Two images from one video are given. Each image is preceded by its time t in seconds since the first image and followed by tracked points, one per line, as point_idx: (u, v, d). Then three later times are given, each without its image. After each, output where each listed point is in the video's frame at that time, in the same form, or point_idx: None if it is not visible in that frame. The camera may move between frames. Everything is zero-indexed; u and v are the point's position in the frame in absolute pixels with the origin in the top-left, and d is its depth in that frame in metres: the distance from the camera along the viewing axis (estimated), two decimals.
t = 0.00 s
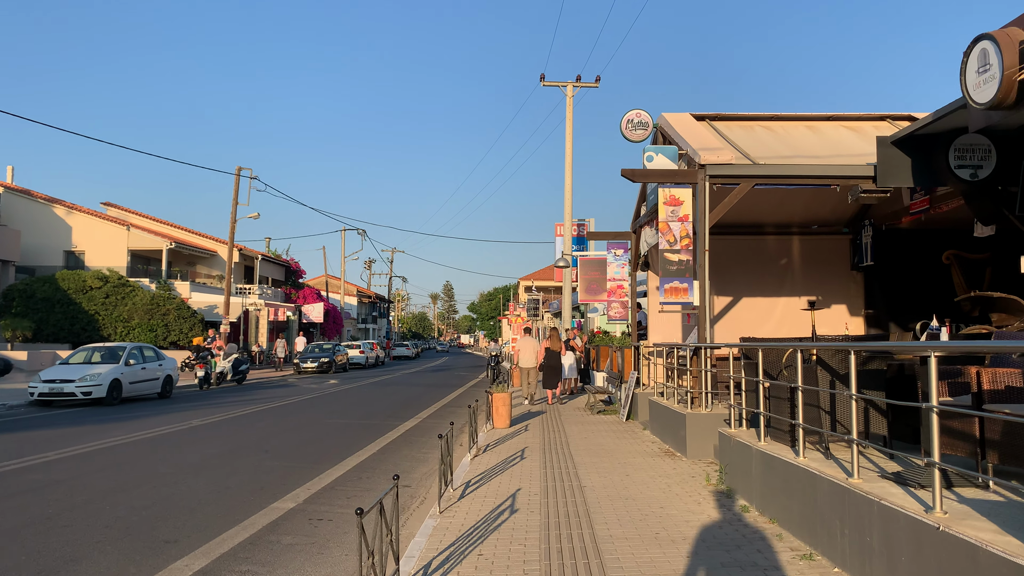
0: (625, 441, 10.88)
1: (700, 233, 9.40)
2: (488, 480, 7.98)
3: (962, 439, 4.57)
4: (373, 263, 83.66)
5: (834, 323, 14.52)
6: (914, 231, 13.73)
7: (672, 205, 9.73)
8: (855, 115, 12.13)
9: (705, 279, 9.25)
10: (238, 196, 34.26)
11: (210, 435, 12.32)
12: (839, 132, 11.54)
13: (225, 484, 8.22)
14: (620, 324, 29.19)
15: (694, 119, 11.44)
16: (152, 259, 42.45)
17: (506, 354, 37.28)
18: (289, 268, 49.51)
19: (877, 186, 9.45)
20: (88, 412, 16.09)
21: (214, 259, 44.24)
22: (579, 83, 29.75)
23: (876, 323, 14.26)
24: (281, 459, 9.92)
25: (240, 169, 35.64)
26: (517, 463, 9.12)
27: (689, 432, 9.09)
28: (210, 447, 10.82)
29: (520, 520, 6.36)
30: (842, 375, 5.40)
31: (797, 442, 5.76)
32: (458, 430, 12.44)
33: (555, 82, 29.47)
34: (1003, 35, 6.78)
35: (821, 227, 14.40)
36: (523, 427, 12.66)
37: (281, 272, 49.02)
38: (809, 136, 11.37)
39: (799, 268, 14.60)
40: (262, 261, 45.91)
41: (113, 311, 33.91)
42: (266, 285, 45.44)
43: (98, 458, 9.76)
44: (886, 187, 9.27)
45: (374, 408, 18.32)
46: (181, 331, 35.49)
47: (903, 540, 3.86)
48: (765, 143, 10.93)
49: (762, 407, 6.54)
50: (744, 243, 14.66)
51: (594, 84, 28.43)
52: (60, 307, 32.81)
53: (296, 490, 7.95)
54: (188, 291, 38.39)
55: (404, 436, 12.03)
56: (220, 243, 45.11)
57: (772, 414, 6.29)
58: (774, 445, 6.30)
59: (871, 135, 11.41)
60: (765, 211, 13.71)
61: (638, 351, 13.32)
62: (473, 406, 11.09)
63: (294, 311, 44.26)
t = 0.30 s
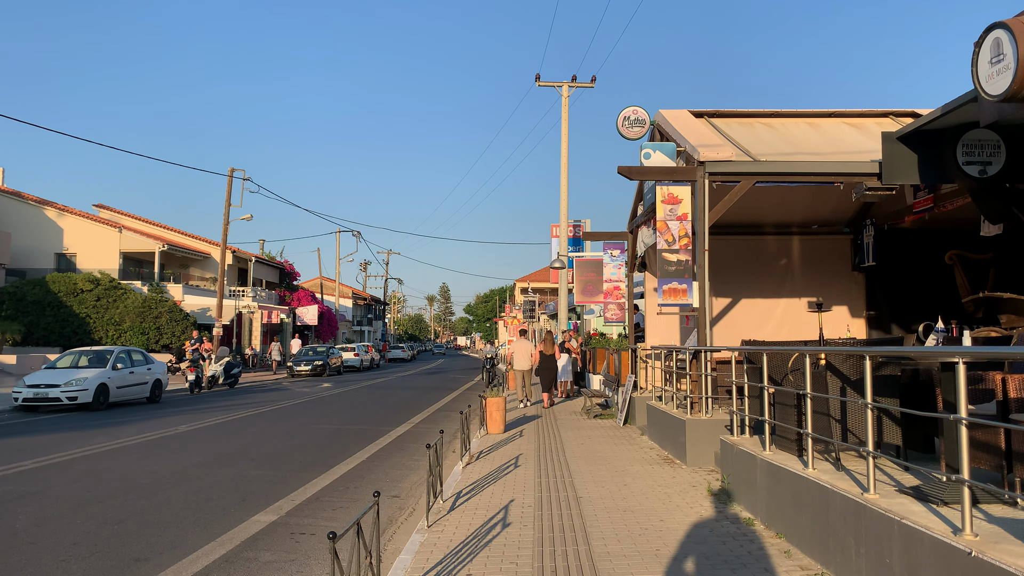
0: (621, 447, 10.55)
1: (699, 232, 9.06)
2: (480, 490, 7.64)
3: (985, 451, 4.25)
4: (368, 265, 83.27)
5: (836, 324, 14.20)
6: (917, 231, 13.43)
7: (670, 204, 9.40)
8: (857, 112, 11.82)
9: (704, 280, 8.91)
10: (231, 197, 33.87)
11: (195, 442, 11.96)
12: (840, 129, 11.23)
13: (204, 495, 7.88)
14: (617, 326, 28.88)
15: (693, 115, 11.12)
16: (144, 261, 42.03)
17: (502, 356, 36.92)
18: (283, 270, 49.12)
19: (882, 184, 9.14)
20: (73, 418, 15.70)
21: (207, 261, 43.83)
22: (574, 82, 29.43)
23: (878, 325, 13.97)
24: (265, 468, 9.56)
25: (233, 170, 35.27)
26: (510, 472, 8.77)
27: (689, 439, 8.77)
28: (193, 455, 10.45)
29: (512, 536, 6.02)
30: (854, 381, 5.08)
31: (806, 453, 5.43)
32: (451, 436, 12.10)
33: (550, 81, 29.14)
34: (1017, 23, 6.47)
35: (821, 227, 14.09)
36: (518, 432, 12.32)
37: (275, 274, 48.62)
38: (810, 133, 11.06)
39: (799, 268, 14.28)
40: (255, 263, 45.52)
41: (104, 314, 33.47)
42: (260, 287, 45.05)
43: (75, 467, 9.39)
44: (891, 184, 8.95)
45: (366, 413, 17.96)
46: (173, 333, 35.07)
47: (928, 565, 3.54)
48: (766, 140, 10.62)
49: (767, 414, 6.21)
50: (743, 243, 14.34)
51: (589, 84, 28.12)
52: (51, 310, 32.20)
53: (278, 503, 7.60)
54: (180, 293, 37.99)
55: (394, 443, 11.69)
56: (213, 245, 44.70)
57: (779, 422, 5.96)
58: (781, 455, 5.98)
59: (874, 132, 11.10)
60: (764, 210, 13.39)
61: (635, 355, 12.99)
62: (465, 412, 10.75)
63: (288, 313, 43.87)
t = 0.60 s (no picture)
0: (619, 446, 10.19)
1: (700, 222, 8.69)
2: (469, 492, 7.27)
3: (1013, 451, 3.87)
4: (365, 263, 82.85)
5: (838, 320, 13.87)
6: (921, 224, 13.09)
7: (670, 193, 9.02)
8: (861, 101, 11.46)
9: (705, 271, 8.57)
10: (224, 193, 33.45)
11: (179, 441, 11.59)
12: (845, 117, 10.87)
13: (179, 497, 7.51)
14: (615, 324, 28.51)
15: (693, 103, 10.75)
16: (137, 259, 41.60)
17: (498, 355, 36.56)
18: (278, 268, 48.77)
19: (890, 173, 8.79)
20: (56, 416, 15.32)
21: (201, 259, 43.41)
22: (571, 77, 29.10)
23: (882, 321, 13.63)
24: (247, 468, 9.19)
25: (225, 166, 34.86)
26: (502, 473, 8.41)
27: (689, 438, 8.41)
28: (174, 454, 10.08)
29: (501, 541, 5.66)
30: (868, 376, 4.72)
31: (816, 452, 5.06)
32: (443, 436, 11.73)
33: (547, 76, 28.78)
34: None
35: (823, 221, 13.74)
36: (512, 431, 11.96)
37: (269, 272, 48.26)
38: (813, 122, 10.70)
39: (801, 263, 13.92)
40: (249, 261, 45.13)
41: (94, 311, 33.04)
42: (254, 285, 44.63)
43: (49, 467, 9.01)
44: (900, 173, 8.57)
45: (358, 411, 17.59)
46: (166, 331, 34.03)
47: None
48: (768, 129, 10.25)
49: (773, 411, 5.85)
50: (743, 237, 13.97)
51: (586, 78, 27.77)
52: (40, 307, 32.35)
53: (257, 505, 7.22)
54: (173, 291, 37.68)
55: (384, 442, 11.32)
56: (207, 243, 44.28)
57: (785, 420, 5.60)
58: (787, 454, 5.60)
59: (880, 121, 10.74)
60: (765, 203, 13.03)
61: (632, 351, 12.64)
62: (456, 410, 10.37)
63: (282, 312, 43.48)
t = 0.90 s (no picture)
0: (614, 451, 9.82)
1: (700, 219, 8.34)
2: (456, 502, 6.90)
3: None
4: (361, 259, 82.37)
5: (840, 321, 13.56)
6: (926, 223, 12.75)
7: (669, 188, 8.65)
8: (867, 95, 11.10)
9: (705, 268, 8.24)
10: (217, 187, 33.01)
11: (160, 442, 11.22)
12: (850, 112, 10.50)
13: (152, 506, 7.15)
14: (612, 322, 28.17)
15: (693, 96, 10.37)
16: (129, 253, 41.16)
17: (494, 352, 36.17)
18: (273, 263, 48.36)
19: (898, 169, 8.43)
20: (38, 415, 14.94)
21: (194, 253, 42.98)
22: (569, 72, 28.71)
23: (885, 322, 13.30)
24: (227, 472, 8.82)
25: (218, 160, 34.41)
26: (492, 480, 8.05)
27: (687, 444, 8.07)
28: (153, 456, 9.71)
29: (487, 558, 5.30)
30: (885, 387, 4.43)
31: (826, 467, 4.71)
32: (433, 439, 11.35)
33: (545, 70, 28.38)
34: None
35: (826, 218, 13.40)
36: (505, 433, 11.61)
37: (264, 267, 47.84)
38: (818, 116, 10.33)
39: (803, 262, 13.56)
40: (243, 256, 44.71)
41: (85, 306, 32.55)
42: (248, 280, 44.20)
43: (21, 471, 8.65)
44: (909, 168, 8.22)
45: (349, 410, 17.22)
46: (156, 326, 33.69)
47: None
48: (772, 123, 9.89)
49: (779, 421, 5.50)
50: (743, 235, 13.62)
51: (584, 73, 27.40)
52: (30, 301, 31.93)
53: (233, 515, 6.86)
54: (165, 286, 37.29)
55: (373, 445, 10.96)
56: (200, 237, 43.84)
57: (793, 431, 5.26)
58: (795, 468, 5.25)
59: (886, 116, 10.37)
60: (767, 199, 12.69)
61: (629, 351, 12.28)
62: (447, 412, 10.01)
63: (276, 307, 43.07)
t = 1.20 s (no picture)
0: (613, 451, 9.49)
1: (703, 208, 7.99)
2: (447, 505, 6.57)
3: None
4: (357, 254, 81.95)
5: (844, 316, 13.23)
6: (932, 215, 12.43)
7: (669, 176, 8.30)
8: (873, 83, 10.75)
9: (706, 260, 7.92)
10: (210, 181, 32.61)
11: (144, 440, 10.88)
12: (857, 100, 10.15)
13: (129, 509, 6.82)
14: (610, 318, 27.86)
15: (695, 83, 10.02)
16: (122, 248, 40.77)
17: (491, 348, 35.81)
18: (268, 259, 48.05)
19: (908, 157, 8.11)
20: (22, 412, 14.60)
21: (188, 248, 42.59)
22: (566, 64, 28.37)
23: (890, 316, 12.98)
24: (210, 472, 8.49)
25: (211, 153, 33.99)
26: (486, 481, 7.72)
27: (689, 444, 7.74)
28: (134, 456, 9.37)
29: (478, 566, 4.98)
30: (908, 384, 4.08)
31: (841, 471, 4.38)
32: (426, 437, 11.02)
33: (542, 62, 28.03)
34: None
35: (829, 211, 13.09)
36: (500, 431, 11.28)
37: (259, 263, 47.54)
38: (823, 104, 9.99)
39: (805, 255, 13.23)
40: (238, 251, 44.34)
41: (76, 301, 32.20)
42: (242, 276, 43.83)
43: None
44: (920, 156, 7.89)
45: (341, 407, 16.88)
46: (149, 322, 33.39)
47: None
48: (776, 111, 9.54)
49: (790, 420, 5.17)
50: (744, 228, 13.28)
51: (581, 66, 27.06)
52: (20, 297, 31.41)
53: (212, 518, 6.52)
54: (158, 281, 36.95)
55: (364, 444, 10.63)
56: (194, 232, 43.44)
57: (805, 431, 4.93)
58: (806, 470, 4.93)
59: (894, 103, 10.03)
60: (769, 190, 12.37)
61: (627, 346, 11.95)
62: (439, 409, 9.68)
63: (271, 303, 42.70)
